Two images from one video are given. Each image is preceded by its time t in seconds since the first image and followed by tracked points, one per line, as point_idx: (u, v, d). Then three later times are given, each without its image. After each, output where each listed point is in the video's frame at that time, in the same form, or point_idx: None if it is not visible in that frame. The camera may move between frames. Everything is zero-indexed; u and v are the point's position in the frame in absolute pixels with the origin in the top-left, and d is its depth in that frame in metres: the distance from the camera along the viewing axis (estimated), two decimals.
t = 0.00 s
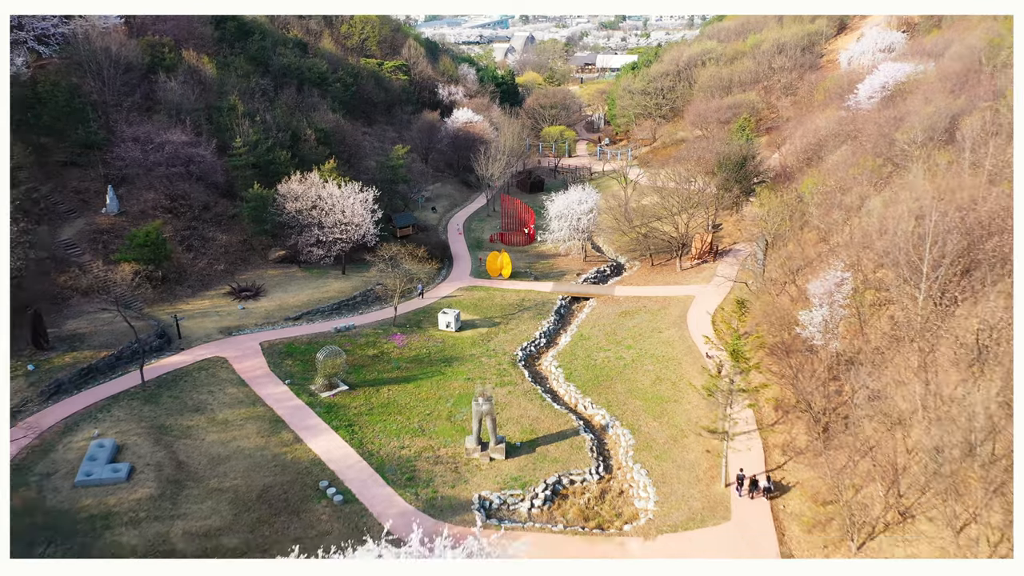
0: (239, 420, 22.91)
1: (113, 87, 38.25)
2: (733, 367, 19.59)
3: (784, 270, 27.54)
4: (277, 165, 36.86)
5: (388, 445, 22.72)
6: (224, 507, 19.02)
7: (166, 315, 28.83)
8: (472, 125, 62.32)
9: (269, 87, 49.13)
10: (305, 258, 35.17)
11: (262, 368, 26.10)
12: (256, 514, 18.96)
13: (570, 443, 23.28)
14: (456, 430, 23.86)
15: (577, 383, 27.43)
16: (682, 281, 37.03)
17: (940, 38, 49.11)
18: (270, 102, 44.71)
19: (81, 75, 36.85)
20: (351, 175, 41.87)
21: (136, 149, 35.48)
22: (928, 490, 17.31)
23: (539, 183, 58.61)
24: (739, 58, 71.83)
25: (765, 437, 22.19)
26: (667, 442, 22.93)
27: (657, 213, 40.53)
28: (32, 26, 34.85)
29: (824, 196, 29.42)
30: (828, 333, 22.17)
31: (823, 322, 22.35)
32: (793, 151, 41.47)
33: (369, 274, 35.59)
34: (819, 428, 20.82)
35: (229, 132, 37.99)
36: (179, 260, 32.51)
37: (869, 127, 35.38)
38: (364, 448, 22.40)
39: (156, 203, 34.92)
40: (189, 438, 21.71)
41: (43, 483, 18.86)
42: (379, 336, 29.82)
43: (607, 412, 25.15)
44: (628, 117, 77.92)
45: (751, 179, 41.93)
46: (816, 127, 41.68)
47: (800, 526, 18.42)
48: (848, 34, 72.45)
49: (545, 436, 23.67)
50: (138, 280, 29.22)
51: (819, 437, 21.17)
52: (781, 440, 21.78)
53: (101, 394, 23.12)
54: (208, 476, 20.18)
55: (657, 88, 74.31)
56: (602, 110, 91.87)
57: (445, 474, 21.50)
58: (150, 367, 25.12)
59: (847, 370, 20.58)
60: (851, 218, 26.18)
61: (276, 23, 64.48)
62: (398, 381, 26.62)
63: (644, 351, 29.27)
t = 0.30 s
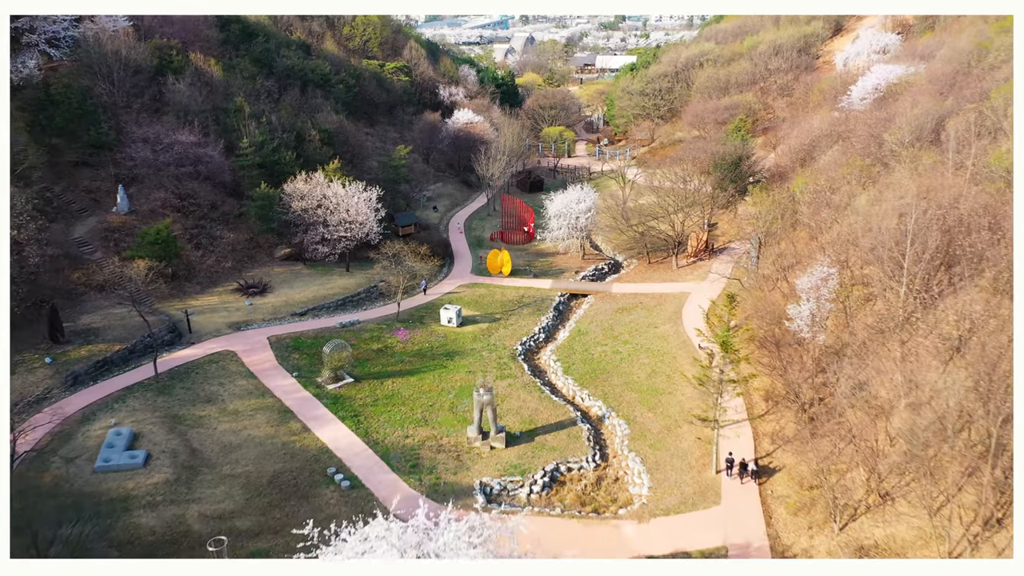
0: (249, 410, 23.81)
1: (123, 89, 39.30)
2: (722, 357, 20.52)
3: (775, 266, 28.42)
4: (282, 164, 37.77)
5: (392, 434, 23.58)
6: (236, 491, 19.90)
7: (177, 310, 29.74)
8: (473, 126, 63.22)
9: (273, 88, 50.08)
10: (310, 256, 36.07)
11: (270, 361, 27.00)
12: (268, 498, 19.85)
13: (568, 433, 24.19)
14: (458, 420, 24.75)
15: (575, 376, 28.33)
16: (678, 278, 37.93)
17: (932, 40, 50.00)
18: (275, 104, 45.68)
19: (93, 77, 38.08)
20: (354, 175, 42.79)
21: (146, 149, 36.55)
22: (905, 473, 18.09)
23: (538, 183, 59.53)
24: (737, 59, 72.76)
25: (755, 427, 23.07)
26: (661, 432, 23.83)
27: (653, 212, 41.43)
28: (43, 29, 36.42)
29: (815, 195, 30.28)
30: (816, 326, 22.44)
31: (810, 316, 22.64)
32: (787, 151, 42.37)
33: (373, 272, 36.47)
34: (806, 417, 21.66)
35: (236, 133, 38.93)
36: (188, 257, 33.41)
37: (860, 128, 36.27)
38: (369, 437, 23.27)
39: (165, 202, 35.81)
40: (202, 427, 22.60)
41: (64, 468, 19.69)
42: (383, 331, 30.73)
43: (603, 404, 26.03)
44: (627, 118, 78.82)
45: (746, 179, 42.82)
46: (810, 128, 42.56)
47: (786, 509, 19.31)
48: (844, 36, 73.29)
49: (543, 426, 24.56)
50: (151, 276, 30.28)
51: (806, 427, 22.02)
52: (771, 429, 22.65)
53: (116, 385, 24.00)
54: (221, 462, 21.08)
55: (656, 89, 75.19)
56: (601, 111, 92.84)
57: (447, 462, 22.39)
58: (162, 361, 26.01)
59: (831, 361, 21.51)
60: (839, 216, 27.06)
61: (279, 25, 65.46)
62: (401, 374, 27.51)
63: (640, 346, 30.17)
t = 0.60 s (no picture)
0: (259, 401, 24.71)
1: (132, 91, 40.27)
2: (713, 349, 21.48)
3: (766, 263, 29.30)
4: (288, 165, 38.74)
5: (396, 424, 24.48)
6: (248, 477, 20.80)
7: (187, 306, 30.66)
8: (473, 126, 64.09)
9: (277, 89, 50.98)
10: (315, 254, 37.00)
11: (278, 355, 27.89)
12: (278, 484, 20.72)
13: (566, 423, 25.09)
14: (460, 411, 25.67)
15: (573, 369, 29.25)
16: (674, 276, 38.85)
17: (924, 42, 50.90)
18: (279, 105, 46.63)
19: (103, 80, 39.13)
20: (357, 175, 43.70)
21: (156, 150, 37.49)
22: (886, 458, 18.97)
23: (537, 183, 60.48)
24: (733, 60, 73.58)
25: (746, 416, 23.96)
26: (655, 422, 24.72)
27: (650, 211, 42.30)
28: (54, 33, 36.93)
29: (805, 194, 31.16)
30: (803, 319, 23.47)
31: (798, 310, 23.65)
32: (781, 152, 43.26)
33: (376, 269, 37.40)
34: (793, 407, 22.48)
35: (242, 134, 39.87)
36: (197, 255, 34.32)
37: (851, 129, 37.16)
38: (375, 427, 24.17)
39: (173, 201, 36.75)
40: (214, 417, 23.48)
41: (84, 454, 20.58)
42: (386, 326, 31.65)
43: (600, 396, 26.93)
44: (625, 118, 79.70)
45: (741, 179, 43.71)
46: (803, 129, 43.45)
47: (773, 493, 20.22)
48: (839, 38, 74.16)
49: (542, 417, 25.48)
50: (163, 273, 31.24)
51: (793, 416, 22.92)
52: (760, 419, 23.58)
53: (130, 377, 24.85)
54: (233, 450, 21.97)
55: (653, 90, 76.07)
56: (600, 112, 93.71)
57: (450, 450, 23.30)
58: (174, 354, 26.91)
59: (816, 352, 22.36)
60: (827, 214, 27.95)
61: (282, 27, 66.35)
62: (404, 368, 28.44)
63: (636, 340, 31.09)
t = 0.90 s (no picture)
0: (267, 393, 25.60)
1: (141, 92, 41.21)
2: (705, 341, 22.43)
3: (758, 260, 30.20)
4: (293, 165, 39.66)
5: (400, 415, 25.38)
6: (259, 464, 21.67)
7: (197, 302, 31.57)
8: (474, 127, 64.96)
9: (281, 91, 51.93)
10: (320, 252, 37.91)
11: (285, 349, 28.80)
12: (287, 471, 21.59)
13: (563, 414, 26.00)
14: (461, 403, 26.60)
15: (571, 363, 30.16)
16: (670, 273, 39.77)
17: (916, 45, 51.82)
18: (283, 107, 47.56)
19: (113, 83, 40.08)
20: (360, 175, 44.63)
21: (165, 151, 38.45)
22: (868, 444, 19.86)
23: (537, 183, 61.43)
24: (730, 61, 74.40)
25: (737, 407, 24.86)
26: (650, 413, 25.62)
27: (647, 210, 43.20)
28: (64, 36, 38.28)
29: (797, 193, 32.06)
30: (792, 312, 24.43)
31: (787, 304, 24.57)
32: (775, 152, 44.17)
33: (379, 267, 38.32)
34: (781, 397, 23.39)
35: (249, 135, 40.81)
36: (205, 253, 35.24)
37: (843, 130, 38.03)
38: (379, 417, 25.07)
39: (182, 200, 37.66)
40: (224, 408, 24.34)
41: (102, 442, 21.48)
42: (390, 322, 32.58)
43: (596, 388, 27.84)
44: (624, 119, 80.54)
45: (736, 179, 44.60)
46: (797, 130, 44.36)
47: (762, 479, 21.11)
48: (835, 39, 75.03)
49: (541, 408, 26.40)
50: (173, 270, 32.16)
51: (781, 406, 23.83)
52: (751, 410, 24.47)
53: (143, 369, 25.71)
54: (244, 439, 22.84)
55: (651, 91, 76.95)
56: (599, 112, 94.54)
57: (452, 439, 24.22)
58: (185, 348, 27.80)
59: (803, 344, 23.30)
60: (817, 212, 28.87)
61: (284, 29, 67.32)
62: (407, 361, 29.36)
63: (632, 336, 32.02)
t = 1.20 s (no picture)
0: (275, 385, 26.50)
1: (149, 94, 42.11)
2: (696, 334, 23.40)
3: (751, 257, 31.13)
4: (298, 165, 40.63)
5: (404, 407, 26.26)
6: (269, 452, 22.53)
7: (206, 299, 32.49)
8: (475, 127, 65.89)
9: (285, 92, 52.89)
10: (325, 250, 38.85)
11: (292, 343, 29.71)
12: (296, 459, 22.47)
13: (561, 405, 26.90)
14: (462, 395, 27.52)
15: (569, 357, 31.07)
16: (666, 271, 40.67)
17: (909, 47, 52.76)
18: (288, 108, 48.55)
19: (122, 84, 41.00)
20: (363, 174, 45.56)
21: (174, 151, 39.39)
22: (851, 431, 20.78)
23: (536, 183, 62.34)
24: (728, 62, 75.33)
25: (729, 398, 25.75)
26: (645, 404, 26.52)
27: (645, 209, 44.10)
28: (74, 39, 39.71)
29: (789, 193, 32.97)
30: (781, 307, 25.37)
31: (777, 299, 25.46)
32: (770, 153, 45.07)
33: (382, 264, 39.26)
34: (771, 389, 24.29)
35: (255, 136, 41.77)
36: (213, 251, 36.16)
37: (835, 130, 38.94)
38: (383, 408, 25.95)
39: (189, 199, 38.59)
40: (234, 399, 25.19)
41: (118, 430, 22.40)
42: (393, 318, 33.49)
43: (593, 381, 28.76)
44: (623, 119, 81.43)
45: (731, 179, 45.50)
46: (791, 131, 45.27)
47: (751, 466, 22.02)
48: (831, 41, 75.92)
49: (540, 400, 27.31)
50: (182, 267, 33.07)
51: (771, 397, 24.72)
52: (742, 401, 25.36)
53: (156, 362, 26.61)
54: (254, 428, 23.69)
55: (650, 92, 77.84)
56: (598, 113, 95.37)
57: (454, 429, 25.14)
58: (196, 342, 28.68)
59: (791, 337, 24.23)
60: (807, 211, 29.80)
61: (287, 31, 68.31)
62: (410, 356, 30.27)
63: (629, 331, 32.95)
